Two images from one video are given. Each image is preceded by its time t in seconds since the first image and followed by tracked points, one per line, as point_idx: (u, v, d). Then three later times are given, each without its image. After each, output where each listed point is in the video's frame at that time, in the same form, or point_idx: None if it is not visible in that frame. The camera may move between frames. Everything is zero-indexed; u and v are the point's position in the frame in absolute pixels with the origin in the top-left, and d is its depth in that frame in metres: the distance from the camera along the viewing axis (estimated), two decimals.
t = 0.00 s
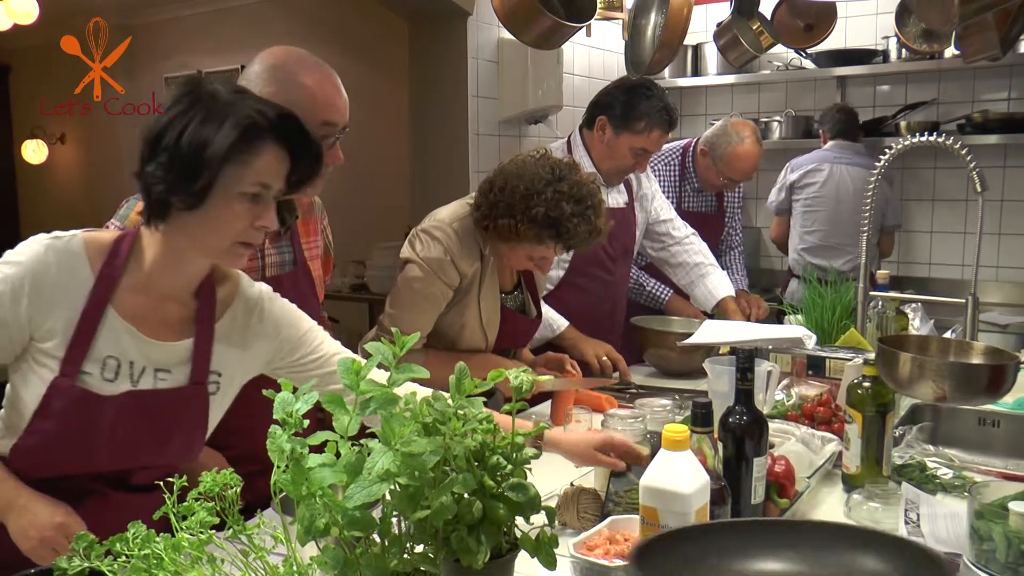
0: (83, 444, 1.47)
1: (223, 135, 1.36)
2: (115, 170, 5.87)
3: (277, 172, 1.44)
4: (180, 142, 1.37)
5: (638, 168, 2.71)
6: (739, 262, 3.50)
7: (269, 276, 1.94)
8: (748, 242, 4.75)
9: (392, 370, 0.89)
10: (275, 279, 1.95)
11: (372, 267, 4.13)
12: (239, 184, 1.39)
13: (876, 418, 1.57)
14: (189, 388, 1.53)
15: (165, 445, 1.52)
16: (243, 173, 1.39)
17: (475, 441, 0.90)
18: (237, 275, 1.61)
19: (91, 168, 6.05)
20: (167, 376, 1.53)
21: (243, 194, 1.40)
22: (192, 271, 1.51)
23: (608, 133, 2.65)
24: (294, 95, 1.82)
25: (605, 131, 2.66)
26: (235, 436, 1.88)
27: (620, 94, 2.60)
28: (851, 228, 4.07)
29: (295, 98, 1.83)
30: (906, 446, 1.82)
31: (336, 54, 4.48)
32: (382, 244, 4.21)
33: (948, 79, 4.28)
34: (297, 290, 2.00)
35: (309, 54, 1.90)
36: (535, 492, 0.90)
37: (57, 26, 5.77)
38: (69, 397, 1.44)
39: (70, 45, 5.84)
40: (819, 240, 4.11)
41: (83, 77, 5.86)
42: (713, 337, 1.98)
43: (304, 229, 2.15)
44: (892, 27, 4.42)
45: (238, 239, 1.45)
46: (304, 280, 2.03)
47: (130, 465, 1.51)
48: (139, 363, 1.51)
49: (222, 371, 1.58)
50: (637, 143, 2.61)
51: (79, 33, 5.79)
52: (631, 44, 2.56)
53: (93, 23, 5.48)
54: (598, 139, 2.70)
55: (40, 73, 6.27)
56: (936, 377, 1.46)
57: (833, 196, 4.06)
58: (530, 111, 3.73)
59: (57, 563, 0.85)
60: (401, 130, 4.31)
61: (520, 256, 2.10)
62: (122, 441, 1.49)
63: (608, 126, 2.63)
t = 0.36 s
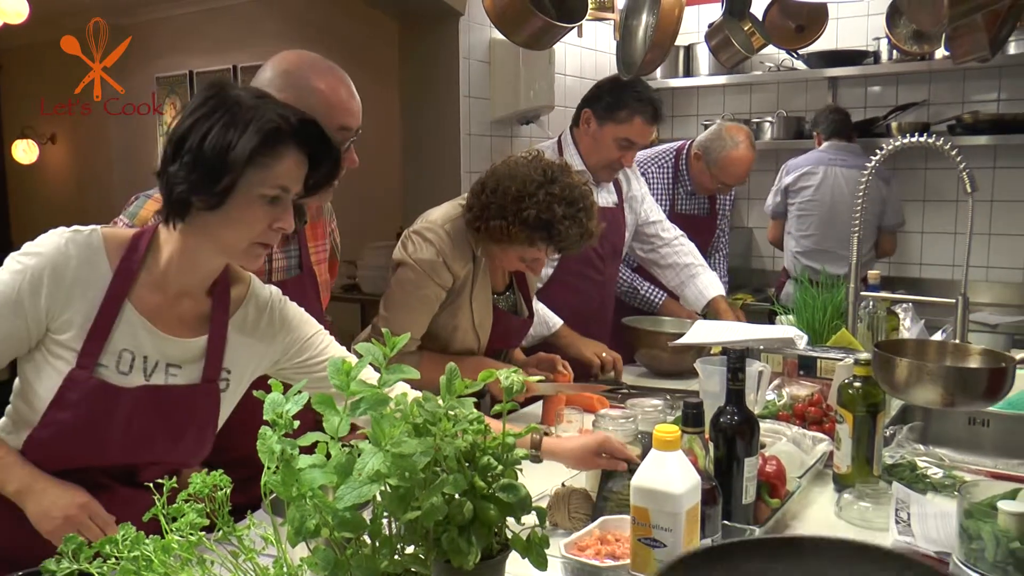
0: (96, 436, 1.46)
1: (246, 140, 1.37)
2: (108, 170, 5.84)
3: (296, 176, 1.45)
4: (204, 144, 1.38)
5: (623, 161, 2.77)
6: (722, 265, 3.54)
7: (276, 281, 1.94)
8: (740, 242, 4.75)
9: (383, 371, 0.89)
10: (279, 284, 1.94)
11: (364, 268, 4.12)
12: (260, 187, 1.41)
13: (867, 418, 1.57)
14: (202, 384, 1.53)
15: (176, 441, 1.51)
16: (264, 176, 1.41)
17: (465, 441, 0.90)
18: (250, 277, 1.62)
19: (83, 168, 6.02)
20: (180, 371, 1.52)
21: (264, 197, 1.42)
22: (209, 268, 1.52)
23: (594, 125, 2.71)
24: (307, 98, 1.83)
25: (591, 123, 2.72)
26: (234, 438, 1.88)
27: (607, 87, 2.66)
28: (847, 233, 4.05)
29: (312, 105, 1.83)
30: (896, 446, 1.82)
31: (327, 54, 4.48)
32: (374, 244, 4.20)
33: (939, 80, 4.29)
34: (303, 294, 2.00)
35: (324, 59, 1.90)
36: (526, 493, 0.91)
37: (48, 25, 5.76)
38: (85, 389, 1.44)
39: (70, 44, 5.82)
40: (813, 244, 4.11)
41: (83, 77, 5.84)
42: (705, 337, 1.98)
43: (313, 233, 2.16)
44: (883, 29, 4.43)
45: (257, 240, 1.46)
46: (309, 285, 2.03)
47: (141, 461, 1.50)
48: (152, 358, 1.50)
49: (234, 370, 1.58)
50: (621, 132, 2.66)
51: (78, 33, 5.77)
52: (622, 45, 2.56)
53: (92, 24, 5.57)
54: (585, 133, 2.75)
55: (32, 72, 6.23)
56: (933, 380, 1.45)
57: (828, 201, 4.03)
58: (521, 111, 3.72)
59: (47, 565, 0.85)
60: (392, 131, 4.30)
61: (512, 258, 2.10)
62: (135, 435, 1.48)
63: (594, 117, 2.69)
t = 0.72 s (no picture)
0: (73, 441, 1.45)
1: (205, 131, 1.37)
2: (100, 171, 5.82)
3: (258, 167, 1.45)
4: (162, 137, 1.37)
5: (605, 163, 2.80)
6: (713, 265, 3.52)
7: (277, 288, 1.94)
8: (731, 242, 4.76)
9: (372, 373, 0.89)
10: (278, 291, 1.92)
11: (355, 269, 4.11)
12: (220, 179, 1.40)
13: (858, 417, 1.58)
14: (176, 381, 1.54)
15: (156, 441, 1.52)
16: (225, 168, 1.40)
17: (456, 443, 0.90)
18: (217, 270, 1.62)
19: (76, 170, 6.00)
20: (153, 371, 1.53)
21: (226, 189, 1.41)
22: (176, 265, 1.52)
23: (569, 127, 2.73)
24: (317, 116, 1.82)
25: (566, 125, 2.74)
26: (228, 441, 1.87)
27: (590, 86, 2.68)
28: (822, 235, 4.04)
29: (323, 121, 1.82)
30: (888, 445, 1.82)
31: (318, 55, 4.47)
32: (366, 245, 4.19)
33: (929, 79, 4.31)
34: (303, 302, 1.96)
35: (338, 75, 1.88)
36: (517, 494, 0.91)
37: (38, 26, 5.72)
38: (60, 393, 1.43)
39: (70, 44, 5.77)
40: (789, 246, 4.12)
41: (83, 78, 5.78)
42: (697, 337, 1.98)
43: (319, 239, 2.15)
44: (873, 28, 4.44)
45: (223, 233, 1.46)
46: (313, 295, 2.00)
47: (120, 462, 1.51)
48: (126, 359, 1.50)
49: (208, 367, 1.59)
50: (594, 132, 2.68)
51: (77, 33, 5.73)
52: (612, 45, 2.56)
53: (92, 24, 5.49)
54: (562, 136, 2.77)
55: (24, 73, 6.20)
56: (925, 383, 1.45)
57: (801, 204, 4.04)
58: (512, 112, 3.72)
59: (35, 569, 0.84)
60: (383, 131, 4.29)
61: (501, 256, 2.10)
62: (113, 437, 1.48)
63: (570, 119, 2.71)
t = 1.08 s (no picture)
0: None
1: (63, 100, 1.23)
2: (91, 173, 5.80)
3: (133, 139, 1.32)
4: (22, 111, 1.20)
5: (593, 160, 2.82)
6: (705, 265, 3.51)
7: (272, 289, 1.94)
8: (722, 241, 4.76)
9: (364, 374, 0.89)
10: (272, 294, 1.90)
11: (346, 270, 4.10)
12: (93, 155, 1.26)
13: (850, 416, 1.57)
14: (97, 367, 1.38)
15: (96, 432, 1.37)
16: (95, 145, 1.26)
17: (448, 444, 0.90)
18: (98, 250, 1.45)
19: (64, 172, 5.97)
20: (68, 361, 1.36)
21: (99, 166, 1.27)
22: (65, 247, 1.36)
23: (560, 123, 2.75)
24: (317, 120, 1.79)
25: (557, 122, 2.75)
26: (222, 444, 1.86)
27: (579, 85, 2.68)
28: (797, 234, 4.05)
29: (323, 124, 1.79)
30: (880, 443, 1.83)
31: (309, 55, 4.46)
32: (357, 246, 4.19)
33: (919, 79, 4.32)
34: (298, 302, 1.97)
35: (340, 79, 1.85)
36: (509, 495, 0.91)
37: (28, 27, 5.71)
38: None
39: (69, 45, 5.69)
40: (765, 245, 4.13)
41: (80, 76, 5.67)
42: (689, 337, 1.98)
43: (315, 240, 2.14)
44: (863, 28, 4.45)
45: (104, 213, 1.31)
46: (306, 298, 1.99)
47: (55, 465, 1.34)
48: (41, 352, 1.33)
49: (120, 345, 1.45)
50: (590, 126, 2.71)
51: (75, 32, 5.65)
52: (604, 45, 2.55)
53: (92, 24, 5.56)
54: (551, 133, 2.78)
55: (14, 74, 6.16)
56: (916, 374, 1.47)
57: (775, 203, 4.05)
58: (503, 112, 3.71)
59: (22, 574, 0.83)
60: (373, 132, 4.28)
61: (490, 254, 2.10)
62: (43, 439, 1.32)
63: (560, 114, 2.73)
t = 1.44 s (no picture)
0: None
1: None
2: (79, 173, 5.75)
3: None
4: None
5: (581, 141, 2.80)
6: (693, 264, 3.53)
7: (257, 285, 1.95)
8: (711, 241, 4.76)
9: (350, 375, 0.88)
10: (260, 292, 1.91)
11: (334, 270, 4.08)
12: None
13: (838, 415, 1.57)
14: None
15: None
16: None
17: (435, 445, 0.89)
18: None
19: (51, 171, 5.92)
20: None
21: None
22: None
23: (547, 113, 2.75)
24: (292, 111, 1.77)
25: (543, 112, 2.76)
26: (210, 446, 1.86)
27: (567, 85, 2.68)
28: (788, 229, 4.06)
29: (304, 117, 1.77)
30: (868, 442, 1.83)
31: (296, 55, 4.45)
32: (344, 246, 4.17)
33: (906, 79, 4.34)
34: (283, 299, 1.98)
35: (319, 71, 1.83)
36: (496, 496, 0.91)
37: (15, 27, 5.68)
38: None
39: (70, 44, 5.60)
40: (754, 242, 4.09)
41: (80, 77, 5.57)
42: (678, 337, 1.98)
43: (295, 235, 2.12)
44: (851, 28, 4.47)
45: None
46: (291, 295, 2.01)
47: None
48: None
49: None
50: (577, 111, 2.71)
51: (72, 32, 5.59)
52: (592, 45, 2.55)
53: (92, 24, 5.43)
54: (539, 124, 2.79)
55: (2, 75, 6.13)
56: (895, 362, 1.43)
57: (769, 197, 4.04)
58: (491, 111, 3.71)
59: None
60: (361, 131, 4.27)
61: (477, 253, 2.09)
62: None
63: (548, 105, 2.73)
